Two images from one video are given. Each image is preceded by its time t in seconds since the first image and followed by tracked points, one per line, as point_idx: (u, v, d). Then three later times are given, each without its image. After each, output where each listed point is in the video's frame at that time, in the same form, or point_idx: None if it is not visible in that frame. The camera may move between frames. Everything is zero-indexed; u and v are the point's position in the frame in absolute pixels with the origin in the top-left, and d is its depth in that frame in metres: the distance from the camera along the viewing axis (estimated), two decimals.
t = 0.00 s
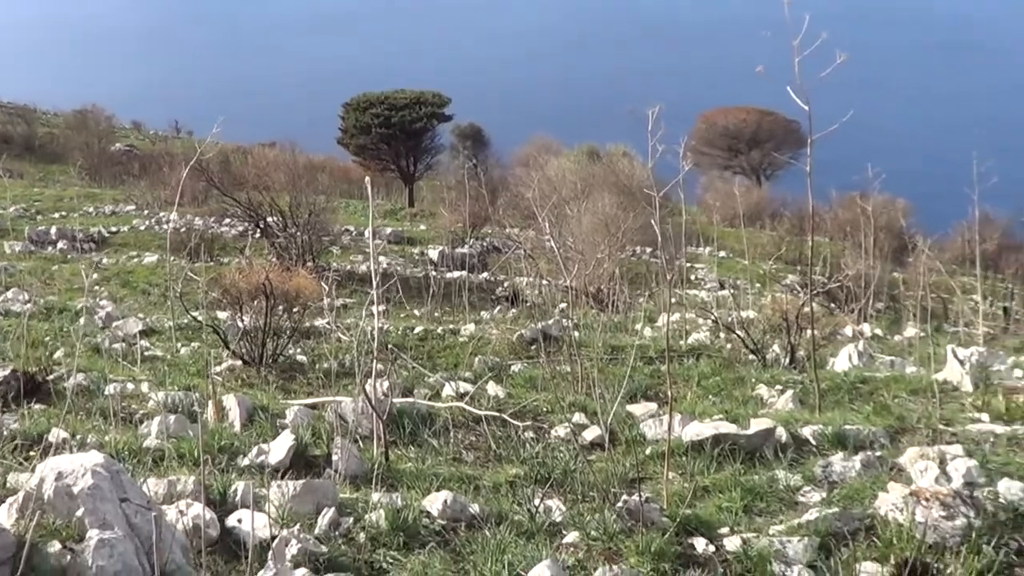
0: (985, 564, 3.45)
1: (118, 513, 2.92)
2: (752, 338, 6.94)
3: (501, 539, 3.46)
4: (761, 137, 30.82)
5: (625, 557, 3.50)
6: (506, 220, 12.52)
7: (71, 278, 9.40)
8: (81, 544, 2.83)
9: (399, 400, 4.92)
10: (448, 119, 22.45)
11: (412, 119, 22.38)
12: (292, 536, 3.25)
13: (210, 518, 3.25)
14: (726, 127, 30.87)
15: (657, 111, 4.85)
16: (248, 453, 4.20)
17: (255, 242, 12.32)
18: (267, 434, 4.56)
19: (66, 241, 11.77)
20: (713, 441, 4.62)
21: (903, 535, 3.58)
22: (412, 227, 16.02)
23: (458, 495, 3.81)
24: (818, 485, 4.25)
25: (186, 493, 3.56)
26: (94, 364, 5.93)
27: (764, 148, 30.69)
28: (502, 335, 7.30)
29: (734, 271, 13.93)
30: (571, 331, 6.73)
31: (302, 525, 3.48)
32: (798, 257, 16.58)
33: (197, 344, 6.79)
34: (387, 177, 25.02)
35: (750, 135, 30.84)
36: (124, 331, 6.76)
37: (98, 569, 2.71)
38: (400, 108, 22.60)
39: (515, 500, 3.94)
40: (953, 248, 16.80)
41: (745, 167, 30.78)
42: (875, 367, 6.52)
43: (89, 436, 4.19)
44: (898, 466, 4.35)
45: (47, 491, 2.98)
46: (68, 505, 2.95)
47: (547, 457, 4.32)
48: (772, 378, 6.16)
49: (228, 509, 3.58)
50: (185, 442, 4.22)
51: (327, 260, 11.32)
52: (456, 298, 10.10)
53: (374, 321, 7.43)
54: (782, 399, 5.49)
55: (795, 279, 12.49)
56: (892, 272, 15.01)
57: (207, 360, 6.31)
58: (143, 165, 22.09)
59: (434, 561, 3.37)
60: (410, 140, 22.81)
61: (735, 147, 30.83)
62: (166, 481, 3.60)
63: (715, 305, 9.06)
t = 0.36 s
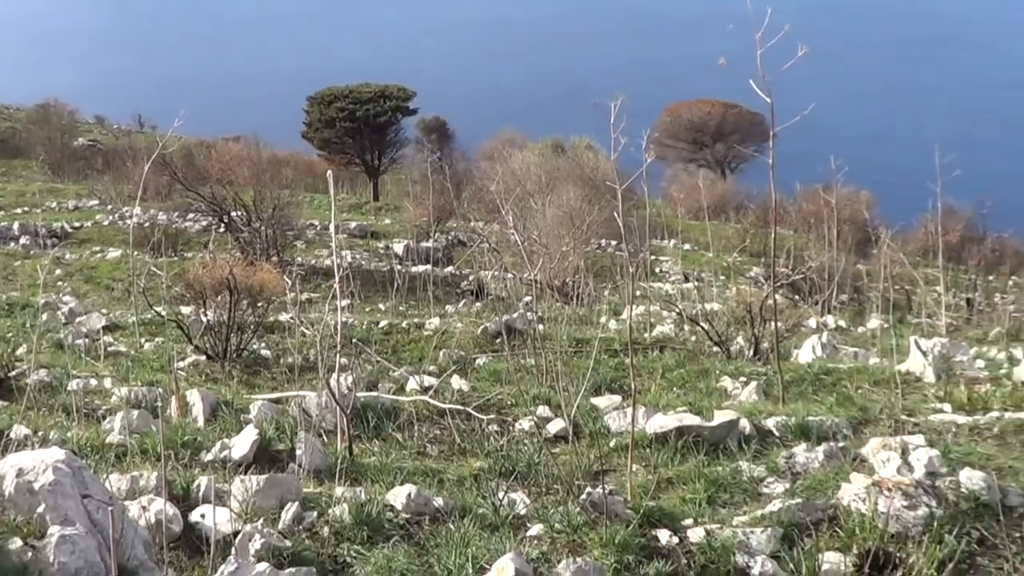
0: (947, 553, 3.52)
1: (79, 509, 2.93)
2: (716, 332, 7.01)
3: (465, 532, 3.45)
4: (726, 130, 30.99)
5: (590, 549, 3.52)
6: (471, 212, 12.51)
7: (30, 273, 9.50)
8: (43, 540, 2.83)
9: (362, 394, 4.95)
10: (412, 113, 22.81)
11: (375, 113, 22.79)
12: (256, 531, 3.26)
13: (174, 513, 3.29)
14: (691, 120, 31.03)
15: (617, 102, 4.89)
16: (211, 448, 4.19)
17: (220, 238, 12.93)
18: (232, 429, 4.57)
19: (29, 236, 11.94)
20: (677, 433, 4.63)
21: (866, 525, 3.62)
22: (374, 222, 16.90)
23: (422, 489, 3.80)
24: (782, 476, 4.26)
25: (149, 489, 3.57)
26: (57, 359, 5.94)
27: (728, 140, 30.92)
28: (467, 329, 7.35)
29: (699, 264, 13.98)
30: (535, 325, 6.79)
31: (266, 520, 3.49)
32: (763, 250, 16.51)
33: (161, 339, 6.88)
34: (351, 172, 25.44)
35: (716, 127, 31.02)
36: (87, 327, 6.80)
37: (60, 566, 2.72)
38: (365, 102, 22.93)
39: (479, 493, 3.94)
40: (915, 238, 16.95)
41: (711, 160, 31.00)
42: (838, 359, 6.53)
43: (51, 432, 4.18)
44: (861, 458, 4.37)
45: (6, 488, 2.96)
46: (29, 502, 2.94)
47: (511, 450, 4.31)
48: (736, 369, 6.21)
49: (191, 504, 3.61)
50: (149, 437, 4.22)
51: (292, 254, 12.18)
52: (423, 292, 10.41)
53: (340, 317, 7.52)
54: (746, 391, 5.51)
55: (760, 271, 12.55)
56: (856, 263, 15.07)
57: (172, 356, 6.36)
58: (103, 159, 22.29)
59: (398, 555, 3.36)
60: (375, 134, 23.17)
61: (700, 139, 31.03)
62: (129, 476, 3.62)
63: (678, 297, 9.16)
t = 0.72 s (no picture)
0: (905, 543, 3.56)
1: (35, 513, 2.92)
2: (674, 327, 7.04)
3: (424, 531, 3.45)
4: (684, 125, 30.79)
5: (550, 545, 3.53)
6: (429, 211, 12.48)
7: None
8: None
9: (321, 393, 4.94)
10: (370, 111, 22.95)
11: (333, 112, 22.91)
12: (213, 532, 3.30)
13: (131, 516, 3.32)
14: (650, 116, 30.89)
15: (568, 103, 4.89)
16: (169, 451, 4.19)
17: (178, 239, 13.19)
18: (190, 430, 4.56)
19: None
20: (637, 428, 4.63)
21: (824, 516, 3.67)
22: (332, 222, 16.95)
23: (381, 487, 3.80)
24: (741, 470, 4.27)
25: (106, 491, 3.57)
26: (15, 363, 5.97)
27: (686, 136, 30.71)
28: (427, 327, 7.39)
29: (659, 259, 14.08)
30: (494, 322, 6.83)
31: (224, 521, 3.49)
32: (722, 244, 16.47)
33: (119, 341, 6.96)
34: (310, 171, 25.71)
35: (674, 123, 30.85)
36: (45, 329, 6.88)
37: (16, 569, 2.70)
38: (323, 100, 23.05)
39: (439, 492, 3.94)
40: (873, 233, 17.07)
41: (670, 155, 30.87)
42: (797, 352, 6.63)
43: (7, 436, 4.18)
44: (819, 450, 4.37)
45: None
46: None
47: (470, 449, 4.31)
48: (696, 363, 6.23)
49: (149, 506, 3.61)
50: (106, 440, 4.22)
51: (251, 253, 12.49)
52: (384, 292, 10.64)
53: (300, 317, 7.59)
54: (705, 385, 5.51)
55: (720, 265, 12.56)
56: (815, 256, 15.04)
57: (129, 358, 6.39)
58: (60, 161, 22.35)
59: (357, 553, 3.37)
60: (333, 132, 23.27)
61: (659, 135, 30.88)
62: (85, 479, 3.63)
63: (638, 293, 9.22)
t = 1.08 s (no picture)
0: (859, 537, 3.59)
1: None
2: (630, 325, 7.09)
3: (379, 530, 3.45)
4: (638, 124, 30.97)
5: (505, 543, 3.54)
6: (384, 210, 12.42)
7: None
8: None
9: (276, 394, 4.94)
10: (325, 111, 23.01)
11: (288, 112, 22.88)
12: (167, 535, 3.30)
13: (85, 519, 3.37)
14: (605, 114, 31.11)
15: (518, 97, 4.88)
16: (122, 453, 4.19)
17: (132, 239, 13.40)
18: (145, 433, 4.55)
19: None
20: (591, 426, 4.63)
21: (781, 512, 3.66)
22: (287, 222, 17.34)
23: (336, 487, 3.81)
24: (696, 466, 4.29)
25: (58, 495, 3.60)
26: None
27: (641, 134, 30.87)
28: (383, 327, 7.42)
29: (616, 257, 14.16)
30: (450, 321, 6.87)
31: (178, 523, 3.50)
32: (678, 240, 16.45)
33: (72, 344, 7.01)
34: (264, 172, 26.12)
35: (628, 121, 31.05)
36: None
37: None
38: (278, 101, 23.06)
39: (394, 491, 3.94)
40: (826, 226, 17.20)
41: (625, 153, 31.00)
42: (752, 348, 6.69)
43: None
44: (773, 445, 4.42)
45: None
46: None
47: (426, 447, 4.31)
48: (651, 361, 6.27)
49: (102, 509, 3.63)
50: (59, 443, 4.22)
51: (206, 252, 12.60)
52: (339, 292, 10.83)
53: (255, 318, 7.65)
54: (661, 382, 5.54)
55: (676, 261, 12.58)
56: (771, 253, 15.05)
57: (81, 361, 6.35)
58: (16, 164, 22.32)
59: (312, 554, 3.38)
60: (288, 132, 23.26)
61: (614, 133, 31.06)
62: (38, 483, 3.65)
63: (592, 290, 9.28)
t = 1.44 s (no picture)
0: (815, 529, 3.63)
1: None
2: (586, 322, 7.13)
3: (336, 530, 3.47)
4: (595, 121, 30.80)
5: (462, 540, 3.56)
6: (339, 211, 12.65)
7: None
8: None
9: (232, 396, 4.95)
10: (279, 111, 24.21)
11: (243, 113, 24.06)
12: (122, 538, 3.32)
13: (40, 524, 3.39)
14: (561, 112, 30.99)
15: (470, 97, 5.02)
16: (78, 457, 4.20)
17: (87, 242, 13.63)
18: (100, 436, 4.56)
19: None
20: (549, 422, 4.64)
21: (738, 506, 3.67)
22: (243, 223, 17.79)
23: (293, 488, 3.83)
24: (653, 461, 4.30)
25: (13, 500, 3.61)
26: None
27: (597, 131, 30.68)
28: (340, 327, 7.43)
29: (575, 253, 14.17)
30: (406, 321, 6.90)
31: (133, 526, 3.51)
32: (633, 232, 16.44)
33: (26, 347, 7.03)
34: (221, 172, 26.73)
35: (584, 119, 30.89)
36: None
37: None
38: (232, 102, 24.19)
39: (352, 490, 3.97)
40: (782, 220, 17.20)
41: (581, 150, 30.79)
42: (707, 343, 6.72)
43: None
44: (731, 439, 4.39)
45: None
46: None
47: (382, 446, 4.32)
48: (608, 357, 6.28)
49: (58, 513, 3.64)
50: (14, 447, 4.23)
51: (161, 255, 12.87)
52: (296, 293, 11.00)
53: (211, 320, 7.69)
54: (618, 377, 5.57)
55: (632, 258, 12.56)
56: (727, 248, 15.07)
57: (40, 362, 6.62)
58: None
59: (269, 555, 3.41)
60: (243, 133, 24.37)
61: (570, 130, 30.90)
62: None
63: (549, 289, 9.34)
